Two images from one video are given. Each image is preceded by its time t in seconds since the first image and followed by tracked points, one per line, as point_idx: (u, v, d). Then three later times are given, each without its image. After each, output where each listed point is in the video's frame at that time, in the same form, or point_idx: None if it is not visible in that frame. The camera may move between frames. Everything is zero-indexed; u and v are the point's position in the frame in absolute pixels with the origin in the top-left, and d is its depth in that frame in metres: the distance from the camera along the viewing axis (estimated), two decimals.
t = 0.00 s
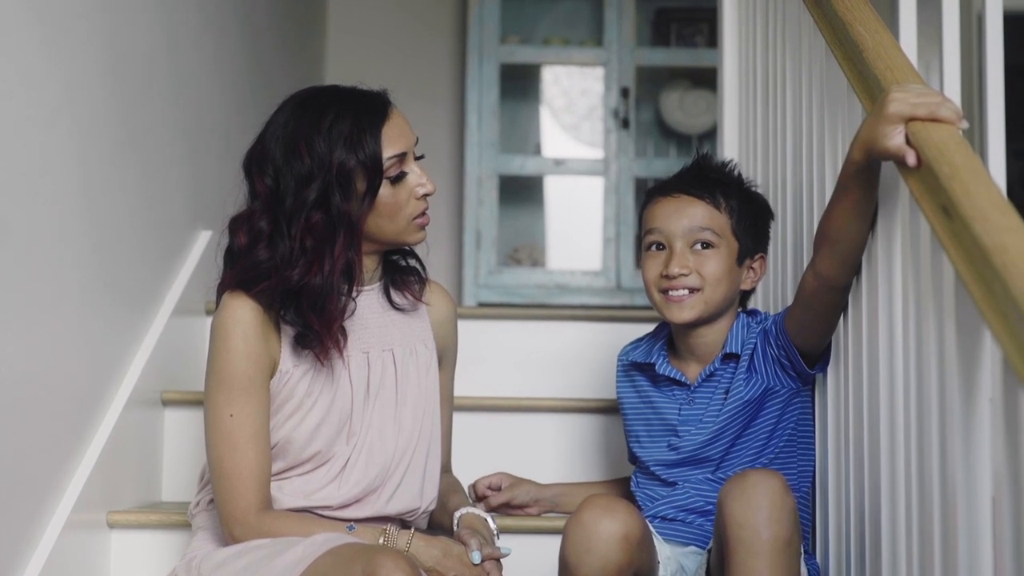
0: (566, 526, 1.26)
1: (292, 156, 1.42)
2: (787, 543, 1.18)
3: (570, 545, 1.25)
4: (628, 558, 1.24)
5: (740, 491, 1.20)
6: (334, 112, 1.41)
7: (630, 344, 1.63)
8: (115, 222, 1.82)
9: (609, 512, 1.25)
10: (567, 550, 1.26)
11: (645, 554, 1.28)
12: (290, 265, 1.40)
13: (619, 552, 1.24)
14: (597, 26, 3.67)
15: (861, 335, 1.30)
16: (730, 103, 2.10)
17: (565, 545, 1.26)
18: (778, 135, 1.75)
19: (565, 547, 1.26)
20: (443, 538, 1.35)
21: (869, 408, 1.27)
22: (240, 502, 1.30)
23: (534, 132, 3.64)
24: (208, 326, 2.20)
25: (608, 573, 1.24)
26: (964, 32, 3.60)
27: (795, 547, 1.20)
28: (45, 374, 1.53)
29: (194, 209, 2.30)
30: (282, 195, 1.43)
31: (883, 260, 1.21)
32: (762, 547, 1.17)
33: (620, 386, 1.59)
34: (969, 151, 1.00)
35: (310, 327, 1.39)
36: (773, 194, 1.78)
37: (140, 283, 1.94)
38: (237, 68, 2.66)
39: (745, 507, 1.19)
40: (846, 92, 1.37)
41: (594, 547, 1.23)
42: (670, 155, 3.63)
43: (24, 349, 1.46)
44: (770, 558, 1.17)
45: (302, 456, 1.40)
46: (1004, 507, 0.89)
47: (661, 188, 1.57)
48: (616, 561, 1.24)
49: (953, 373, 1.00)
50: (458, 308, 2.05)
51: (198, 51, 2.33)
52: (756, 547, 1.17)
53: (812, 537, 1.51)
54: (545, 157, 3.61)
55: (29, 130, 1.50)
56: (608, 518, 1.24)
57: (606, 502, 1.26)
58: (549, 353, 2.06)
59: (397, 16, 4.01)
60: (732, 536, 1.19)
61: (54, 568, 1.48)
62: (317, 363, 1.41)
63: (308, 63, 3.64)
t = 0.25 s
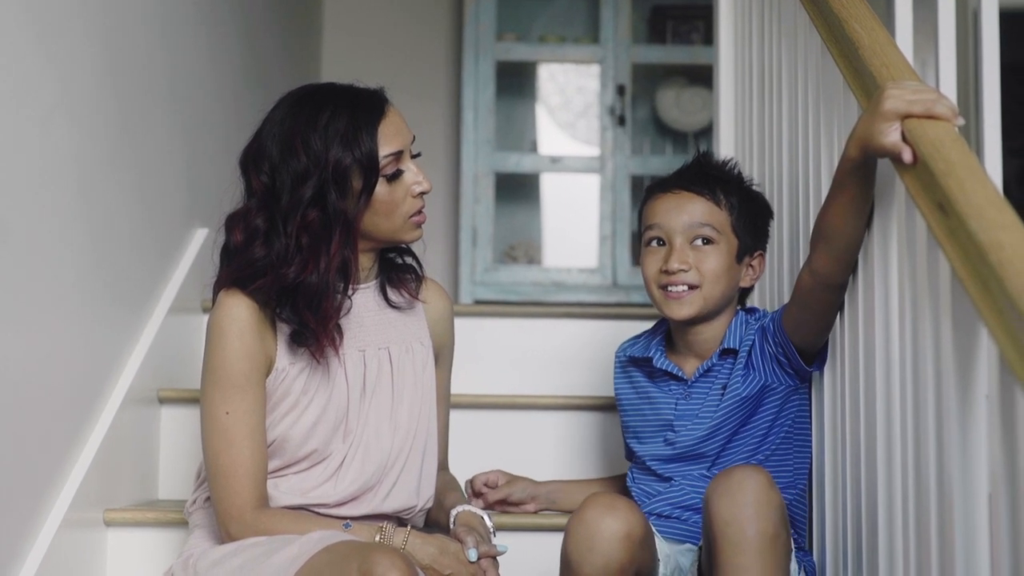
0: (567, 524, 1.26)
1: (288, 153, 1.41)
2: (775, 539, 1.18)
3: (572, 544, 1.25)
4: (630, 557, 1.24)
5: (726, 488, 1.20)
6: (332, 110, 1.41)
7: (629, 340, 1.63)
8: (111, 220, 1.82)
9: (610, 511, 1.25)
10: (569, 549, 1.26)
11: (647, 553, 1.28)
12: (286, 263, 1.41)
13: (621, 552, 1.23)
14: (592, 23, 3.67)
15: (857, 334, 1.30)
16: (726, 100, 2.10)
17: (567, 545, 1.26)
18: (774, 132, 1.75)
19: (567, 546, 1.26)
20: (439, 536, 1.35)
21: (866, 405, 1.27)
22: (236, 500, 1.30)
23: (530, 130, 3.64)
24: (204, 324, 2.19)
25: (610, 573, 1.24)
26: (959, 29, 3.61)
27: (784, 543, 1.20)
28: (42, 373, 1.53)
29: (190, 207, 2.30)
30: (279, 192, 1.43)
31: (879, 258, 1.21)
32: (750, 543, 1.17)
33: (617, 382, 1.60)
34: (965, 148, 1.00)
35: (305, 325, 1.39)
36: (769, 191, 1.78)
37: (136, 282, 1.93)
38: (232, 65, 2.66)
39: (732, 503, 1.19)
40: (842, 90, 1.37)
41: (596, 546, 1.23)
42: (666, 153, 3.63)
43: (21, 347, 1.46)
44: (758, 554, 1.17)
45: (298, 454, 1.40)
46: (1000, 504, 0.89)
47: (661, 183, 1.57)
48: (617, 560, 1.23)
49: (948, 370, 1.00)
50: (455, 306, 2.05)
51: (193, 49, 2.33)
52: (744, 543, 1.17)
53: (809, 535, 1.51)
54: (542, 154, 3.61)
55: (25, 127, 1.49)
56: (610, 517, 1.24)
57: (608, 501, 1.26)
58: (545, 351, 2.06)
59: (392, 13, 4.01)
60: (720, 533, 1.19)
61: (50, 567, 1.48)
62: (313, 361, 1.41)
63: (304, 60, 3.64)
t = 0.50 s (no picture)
0: (564, 523, 1.26)
1: (285, 153, 1.41)
2: (769, 538, 1.18)
3: (569, 543, 1.25)
4: (626, 555, 1.24)
5: (720, 488, 1.20)
6: (328, 109, 1.41)
7: (627, 341, 1.63)
8: (109, 220, 1.81)
9: (606, 510, 1.24)
10: (565, 549, 1.26)
11: (644, 551, 1.27)
12: (283, 263, 1.41)
13: (617, 551, 1.23)
14: (591, 23, 3.67)
15: (855, 334, 1.30)
16: (724, 100, 2.10)
17: (564, 544, 1.26)
18: (772, 132, 1.75)
19: (564, 545, 1.26)
20: (438, 535, 1.35)
21: (864, 404, 1.27)
22: (234, 501, 1.30)
23: (528, 130, 3.64)
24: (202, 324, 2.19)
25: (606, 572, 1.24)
26: (958, 29, 3.61)
27: (779, 541, 1.20)
28: (40, 372, 1.53)
29: (189, 207, 2.29)
30: (276, 192, 1.43)
31: (878, 257, 1.21)
32: (744, 542, 1.17)
33: (615, 382, 1.60)
34: (963, 147, 1.00)
35: (303, 325, 1.39)
36: (767, 191, 1.78)
37: (135, 282, 1.93)
38: (231, 65, 2.66)
39: (725, 503, 1.19)
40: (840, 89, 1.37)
41: (593, 545, 1.23)
42: (665, 152, 3.64)
43: (19, 347, 1.46)
44: (752, 553, 1.17)
45: (296, 455, 1.40)
46: (998, 503, 0.89)
47: (656, 183, 1.57)
48: (613, 559, 1.23)
49: (946, 369, 1.01)
50: (453, 306, 2.05)
51: (192, 49, 2.33)
52: (737, 542, 1.18)
53: (807, 533, 1.51)
54: (540, 154, 3.61)
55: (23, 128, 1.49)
56: (605, 516, 1.24)
57: (603, 500, 1.25)
58: (543, 351, 2.06)
59: (391, 13, 4.01)
60: (714, 532, 1.19)
61: (49, 567, 1.48)
62: (310, 361, 1.41)
63: (302, 60, 3.64)
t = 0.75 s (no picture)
0: (562, 521, 1.27)
1: (283, 151, 1.41)
2: (760, 536, 1.18)
3: (567, 542, 1.25)
4: (624, 553, 1.24)
5: (709, 488, 1.20)
6: (327, 108, 1.41)
7: (626, 341, 1.63)
8: (108, 218, 1.81)
9: (605, 509, 1.24)
10: (564, 548, 1.26)
11: (642, 549, 1.27)
12: (283, 261, 1.41)
13: (616, 550, 1.23)
14: (589, 22, 3.66)
15: (854, 334, 1.30)
16: (723, 99, 2.10)
17: (562, 543, 1.26)
18: (771, 131, 1.75)
19: (562, 544, 1.26)
20: (437, 534, 1.35)
21: (864, 403, 1.27)
22: (233, 500, 1.30)
23: (527, 128, 3.64)
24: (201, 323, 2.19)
25: (604, 571, 1.24)
26: (957, 28, 3.61)
27: (770, 539, 1.20)
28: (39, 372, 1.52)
29: (188, 206, 2.29)
30: (275, 191, 1.43)
31: (877, 256, 1.21)
32: (735, 541, 1.17)
33: (614, 382, 1.60)
34: (962, 146, 1.00)
35: (302, 324, 1.39)
36: (766, 190, 1.78)
37: (134, 280, 1.93)
38: (229, 64, 2.66)
39: (716, 503, 1.19)
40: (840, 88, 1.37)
41: (590, 543, 1.24)
42: (663, 151, 3.65)
43: (18, 346, 1.46)
44: (744, 552, 1.17)
45: (295, 455, 1.40)
46: (998, 503, 0.89)
47: (652, 183, 1.57)
48: (612, 557, 1.23)
49: (946, 368, 1.01)
50: (452, 305, 2.05)
51: (191, 47, 2.33)
52: (729, 541, 1.18)
53: (806, 532, 1.51)
54: (538, 153, 3.61)
55: (22, 126, 1.49)
56: (603, 514, 1.24)
57: (602, 499, 1.25)
58: (542, 350, 2.06)
59: (389, 12, 4.00)
60: (705, 532, 1.19)
61: (48, 566, 1.48)
62: (309, 360, 1.41)
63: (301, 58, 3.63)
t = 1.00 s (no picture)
0: (560, 521, 1.26)
1: (286, 152, 1.41)
2: (760, 536, 1.18)
3: (565, 542, 1.25)
4: (623, 553, 1.24)
5: (709, 488, 1.20)
6: (330, 109, 1.41)
7: (628, 341, 1.63)
8: (110, 219, 1.81)
9: (604, 508, 1.25)
10: (563, 548, 1.26)
11: (642, 548, 1.27)
12: (285, 261, 1.41)
13: (615, 549, 1.23)
14: (591, 23, 3.67)
15: (857, 335, 1.30)
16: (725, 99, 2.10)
17: (560, 543, 1.26)
18: (773, 131, 1.75)
19: (561, 544, 1.26)
20: (439, 534, 1.35)
21: (866, 404, 1.27)
22: (236, 500, 1.30)
23: (529, 129, 3.64)
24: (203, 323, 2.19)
25: (603, 571, 1.24)
26: (959, 28, 3.61)
27: (771, 539, 1.20)
28: (41, 372, 1.53)
29: (190, 207, 2.29)
30: (277, 191, 1.43)
31: (880, 257, 1.21)
32: (735, 541, 1.17)
33: (616, 383, 1.60)
34: (965, 146, 1.00)
35: (304, 324, 1.39)
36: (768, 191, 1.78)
37: (137, 281, 1.93)
38: (231, 64, 2.66)
39: (716, 503, 1.19)
40: (842, 88, 1.37)
41: (589, 544, 1.23)
42: (665, 152, 3.63)
43: (21, 347, 1.46)
44: (744, 552, 1.17)
45: (297, 455, 1.40)
46: (1001, 503, 0.89)
47: (657, 184, 1.57)
48: (610, 557, 1.23)
49: (949, 368, 1.00)
50: (454, 306, 2.05)
51: (193, 48, 2.33)
52: (729, 541, 1.17)
53: (809, 533, 1.51)
54: (540, 154, 3.61)
55: (25, 126, 1.49)
56: (602, 514, 1.24)
57: (600, 498, 1.26)
58: (544, 351, 2.05)
59: (391, 13, 4.01)
60: (705, 533, 1.19)
61: (51, 566, 1.48)
62: (311, 361, 1.41)
63: (303, 59, 3.64)
